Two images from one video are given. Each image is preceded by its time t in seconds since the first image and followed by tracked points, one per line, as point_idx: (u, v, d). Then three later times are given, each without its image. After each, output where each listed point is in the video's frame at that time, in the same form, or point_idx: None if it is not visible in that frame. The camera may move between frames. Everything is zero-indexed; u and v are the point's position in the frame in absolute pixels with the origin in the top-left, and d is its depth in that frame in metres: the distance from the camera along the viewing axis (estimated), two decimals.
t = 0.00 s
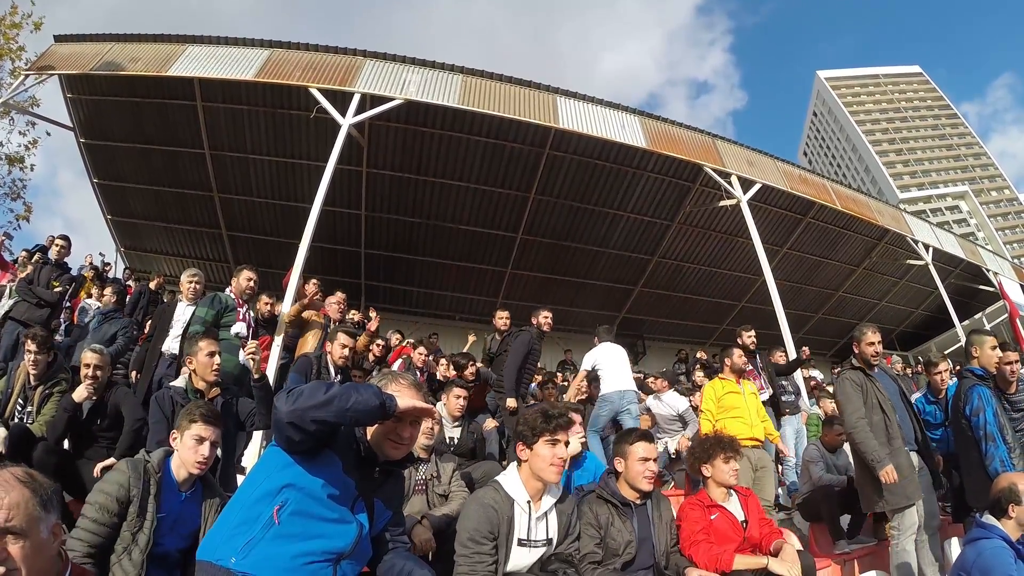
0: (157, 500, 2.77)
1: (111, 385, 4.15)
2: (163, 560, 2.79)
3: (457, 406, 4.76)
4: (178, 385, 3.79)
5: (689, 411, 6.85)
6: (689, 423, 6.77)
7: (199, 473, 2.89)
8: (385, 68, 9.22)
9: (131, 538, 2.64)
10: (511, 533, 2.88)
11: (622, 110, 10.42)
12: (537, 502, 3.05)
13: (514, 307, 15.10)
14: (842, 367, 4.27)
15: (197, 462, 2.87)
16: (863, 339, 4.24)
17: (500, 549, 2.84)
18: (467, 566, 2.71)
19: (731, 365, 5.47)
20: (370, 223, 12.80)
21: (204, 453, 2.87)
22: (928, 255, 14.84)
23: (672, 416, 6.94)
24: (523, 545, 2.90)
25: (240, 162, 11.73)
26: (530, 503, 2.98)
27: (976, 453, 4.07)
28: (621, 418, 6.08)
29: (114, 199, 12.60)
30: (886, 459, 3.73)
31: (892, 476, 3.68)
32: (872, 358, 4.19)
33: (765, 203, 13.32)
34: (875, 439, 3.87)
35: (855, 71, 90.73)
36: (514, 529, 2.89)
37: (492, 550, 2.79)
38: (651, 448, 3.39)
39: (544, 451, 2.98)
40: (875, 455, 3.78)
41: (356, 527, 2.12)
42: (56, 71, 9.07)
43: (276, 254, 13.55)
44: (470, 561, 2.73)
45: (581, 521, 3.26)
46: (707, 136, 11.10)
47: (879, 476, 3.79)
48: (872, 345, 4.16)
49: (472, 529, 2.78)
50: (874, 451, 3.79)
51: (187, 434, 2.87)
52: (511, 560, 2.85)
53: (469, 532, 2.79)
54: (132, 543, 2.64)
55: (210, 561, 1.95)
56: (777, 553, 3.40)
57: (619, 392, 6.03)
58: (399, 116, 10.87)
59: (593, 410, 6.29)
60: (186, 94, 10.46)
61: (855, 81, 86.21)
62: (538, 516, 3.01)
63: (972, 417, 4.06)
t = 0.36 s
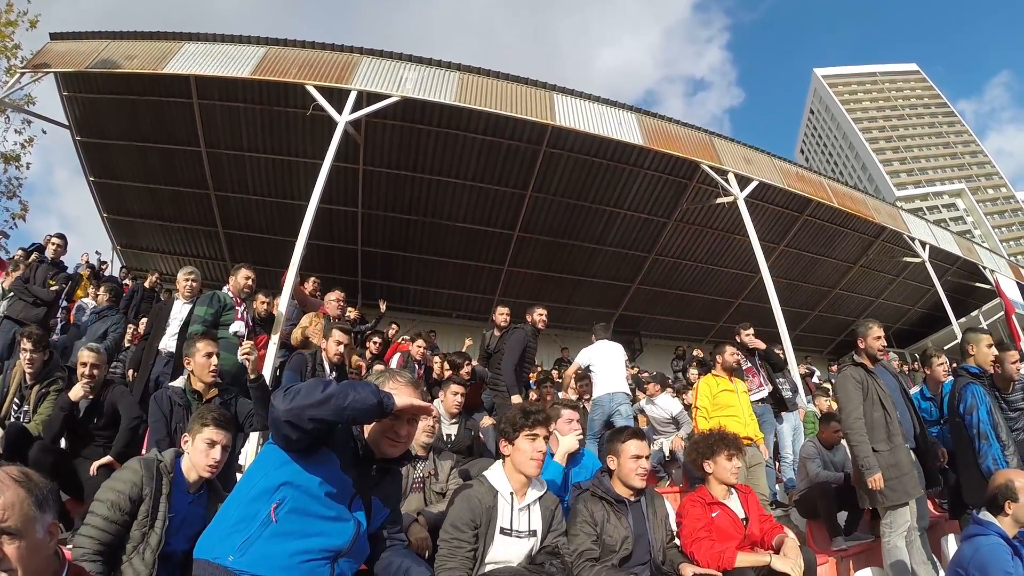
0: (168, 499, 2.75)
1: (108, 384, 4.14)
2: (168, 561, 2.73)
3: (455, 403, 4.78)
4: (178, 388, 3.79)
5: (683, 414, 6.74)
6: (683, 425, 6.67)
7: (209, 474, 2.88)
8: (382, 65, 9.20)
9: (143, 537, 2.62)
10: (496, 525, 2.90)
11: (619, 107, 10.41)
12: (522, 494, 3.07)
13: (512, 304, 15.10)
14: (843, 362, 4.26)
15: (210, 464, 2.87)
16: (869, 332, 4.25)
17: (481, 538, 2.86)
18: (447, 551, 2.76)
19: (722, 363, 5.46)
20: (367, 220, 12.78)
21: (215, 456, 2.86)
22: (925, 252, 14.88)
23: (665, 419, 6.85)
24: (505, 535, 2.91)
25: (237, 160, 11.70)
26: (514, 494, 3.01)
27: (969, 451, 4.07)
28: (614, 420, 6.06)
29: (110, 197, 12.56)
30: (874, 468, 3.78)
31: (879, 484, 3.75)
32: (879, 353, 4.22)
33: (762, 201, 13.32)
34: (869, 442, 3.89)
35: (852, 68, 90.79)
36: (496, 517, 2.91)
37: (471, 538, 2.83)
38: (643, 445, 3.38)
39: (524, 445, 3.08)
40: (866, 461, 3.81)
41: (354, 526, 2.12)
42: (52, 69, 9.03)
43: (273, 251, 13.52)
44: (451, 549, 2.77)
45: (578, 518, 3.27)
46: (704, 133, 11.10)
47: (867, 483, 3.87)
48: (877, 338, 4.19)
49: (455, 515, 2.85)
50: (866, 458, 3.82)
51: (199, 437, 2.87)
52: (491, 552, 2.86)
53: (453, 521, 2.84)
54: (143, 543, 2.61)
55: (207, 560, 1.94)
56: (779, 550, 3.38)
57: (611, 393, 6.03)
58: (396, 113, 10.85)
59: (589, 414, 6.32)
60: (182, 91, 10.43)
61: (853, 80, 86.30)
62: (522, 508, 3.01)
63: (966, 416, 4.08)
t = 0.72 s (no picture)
0: (166, 509, 2.74)
1: (105, 386, 4.12)
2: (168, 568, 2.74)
3: (451, 404, 4.75)
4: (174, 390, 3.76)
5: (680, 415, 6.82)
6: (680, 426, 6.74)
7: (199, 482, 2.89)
8: (379, 66, 9.19)
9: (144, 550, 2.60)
10: (490, 528, 2.92)
11: (615, 107, 10.42)
12: (513, 500, 3.06)
13: (509, 305, 15.10)
14: (837, 363, 4.28)
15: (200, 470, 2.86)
16: (857, 336, 4.27)
17: (473, 541, 2.88)
18: (440, 552, 2.79)
19: (718, 363, 5.48)
20: (364, 221, 12.77)
21: (204, 463, 2.84)
22: (921, 252, 14.92)
23: (662, 421, 6.88)
24: (497, 539, 2.92)
25: (233, 161, 11.68)
26: (505, 501, 3.01)
27: (968, 452, 4.07)
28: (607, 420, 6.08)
29: (106, 198, 12.53)
30: (877, 457, 3.77)
31: (884, 473, 3.72)
32: (867, 355, 4.22)
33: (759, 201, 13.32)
34: (867, 439, 3.90)
35: (848, 68, 91.00)
36: (487, 520, 2.93)
37: (463, 540, 2.85)
38: (644, 450, 3.37)
39: (520, 452, 3.06)
40: (868, 452, 3.81)
41: (352, 528, 2.12)
42: (48, 69, 9.01)
43: (270, 252, 13.51)
44: (443, 550, 2.81)
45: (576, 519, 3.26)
46: (701, 133, 11.12)
47: (870, 475, 3.83)
48: (865, 342, 4.20)
49: (446, 518, 2.89)
50: (866, 449, 3.82)
51: (186, 443, 2.85)
52: (484, 555, 2.88)
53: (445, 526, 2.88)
54: (143, 555, 2.60)
55: (205, 561, 1.94)
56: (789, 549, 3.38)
57: (601, 392, 6.10)
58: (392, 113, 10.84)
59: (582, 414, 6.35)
60: (178, 92, 10.41)
61: (849, 80, 86.54)
62: (512, 513, 3.00)
63: (964, 415, 4.09)
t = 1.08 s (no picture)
0: (160, 517, 2.74)
1: (103, 389, 4.12)
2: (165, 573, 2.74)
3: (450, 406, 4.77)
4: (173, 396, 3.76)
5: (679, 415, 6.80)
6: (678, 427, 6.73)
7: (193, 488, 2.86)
8: (376, 68, 9.19)
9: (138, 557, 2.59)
10: (489, 530, 2.92)
11: (613, 108, 10.43)
12: (512, 504, 3.07)
13: (508, 306, 15.09)
14: (834, 365, 4.28)
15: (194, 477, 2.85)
16: (853, 338, 4.27)
17: (474, 545, 2.87)
18: (440, 557, 2.79)
19: (718, 364, 5.46)
20: (362, 223, 12.76)
21: (196, 470, 2.84)
22: (920, 251, 14.92)
23: (660, 421, 6.86)
24: (497, 543, 2.92)
25: (231, 164, 11.67)
26: (505, 505, 3.01)
27: (969, 451, 4.07)
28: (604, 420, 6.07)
29: (104, 202, 12.52)
30: (866, 467, 3.80)
31: (869, 485, 3.76)
32: (863, 357, 4.22)
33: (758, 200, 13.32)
34: (861, 443, 3.90)
35: (846, 68, 91.06)
36: (487, 525, 2.93)
37: (463, 544, 2.85)
38: (644, 452, 3.37)
39: (520, 457, 3.04)
40: (859, 461, 3.82)
41: (351, 532, 2.12)
42: (45, 73, 9.00)
43: (268, 255, 13.49)
44: (443, 553, 2.80)
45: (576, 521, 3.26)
46: (699, 133, 11.12)
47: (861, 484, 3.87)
48: (862, 343, 4.21)
49: (446, 522, 2.87)
50: (857, 458, 3.83)
51: (179, 450, 2.85)
52: (485, 559, 2.87)
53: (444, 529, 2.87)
54: (137, 562, 2.58)
55: (204, 564, 1.93)
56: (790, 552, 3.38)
57: (597, 392, 6.11)
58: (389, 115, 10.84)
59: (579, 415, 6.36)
60: (176, 95, 10.40)
61: (847, 79, 86.67)
62: (513, 517, 3.02)
63: (965, 414, 4.08)
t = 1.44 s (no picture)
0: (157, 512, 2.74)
1: (101, 388, 4.11)
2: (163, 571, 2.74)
3: (447, 403, 4.74)
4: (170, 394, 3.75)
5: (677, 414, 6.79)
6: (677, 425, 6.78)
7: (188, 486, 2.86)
8: (373, 65, 9.17)
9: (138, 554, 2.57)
10: (488, 528, 2.92)
11: (610, 105, 10.43)
12: (511, 501, 3.07)
13: (505, 303, 15.09)
14: (832, 361, 4.29)
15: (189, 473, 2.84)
16: (858, 331, 4.29)
17: (474, 543, 2.88)
18: (440, 556, 2.79)
19: (718, 359, 5.46)
20: (359, 220, 12.74)
21: (194, 464, 2.84)
22: (917, 247, 14.94)
23: (658, 419, 6.84)
24: (496, 541, 2.92)
25: (228, 162, 11.64)
26: (503, 503, 3.01)
27: (967, 446, 4.08)
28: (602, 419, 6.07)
29: (101, 200, 12.49)
30: (865, 460, 3.80)
31: (870, 476, 3.76)
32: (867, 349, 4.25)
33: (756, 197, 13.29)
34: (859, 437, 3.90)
35: (844, 65, 91.08)
36: (486, 522, 2.93)
37: (462, 542, 2.84)
38: (641, 448, 3.38)
39: (517, 455, 3.04)
40: (858, 454, 3.82)
41: (350, 529, 2.12)
42: (41, 72, 8.97)
43: (265, 253, 13.47)
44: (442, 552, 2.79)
45: (574, 518, 3.26)
46: (696, 130, 11.12)
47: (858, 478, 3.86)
48: (868, 335, 4.23)
49: (445, 520, 2.87)
50: (855, 451, 3.84)
51: (177, 446, 2.85)
52: (484, 556, 2.88)
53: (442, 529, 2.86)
54: (136, 559, 2.57)
55: (204, 563, 1.93)
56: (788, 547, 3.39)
57: (595, 391, 6.09)
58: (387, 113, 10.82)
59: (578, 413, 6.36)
60: (173, 94, 10.37)
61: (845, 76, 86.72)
62: (512, 514, 3.02)
63: (963, 409, 4.09)
